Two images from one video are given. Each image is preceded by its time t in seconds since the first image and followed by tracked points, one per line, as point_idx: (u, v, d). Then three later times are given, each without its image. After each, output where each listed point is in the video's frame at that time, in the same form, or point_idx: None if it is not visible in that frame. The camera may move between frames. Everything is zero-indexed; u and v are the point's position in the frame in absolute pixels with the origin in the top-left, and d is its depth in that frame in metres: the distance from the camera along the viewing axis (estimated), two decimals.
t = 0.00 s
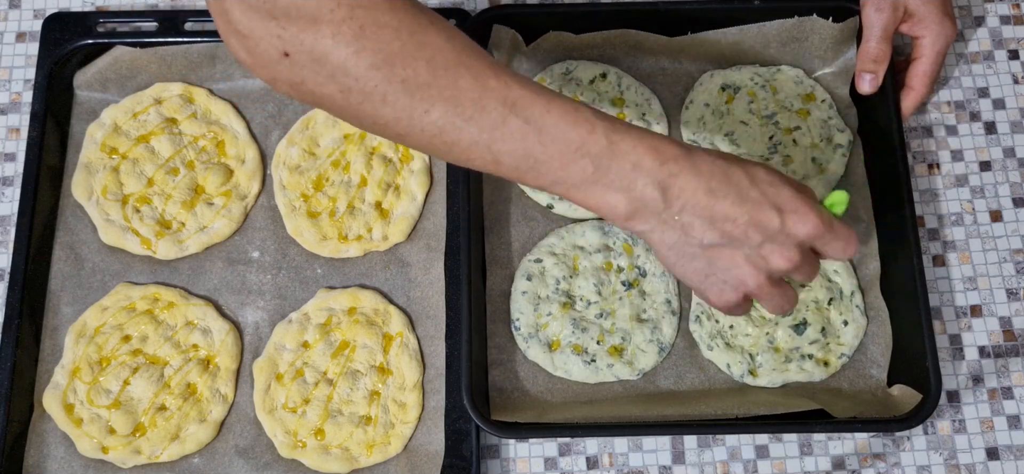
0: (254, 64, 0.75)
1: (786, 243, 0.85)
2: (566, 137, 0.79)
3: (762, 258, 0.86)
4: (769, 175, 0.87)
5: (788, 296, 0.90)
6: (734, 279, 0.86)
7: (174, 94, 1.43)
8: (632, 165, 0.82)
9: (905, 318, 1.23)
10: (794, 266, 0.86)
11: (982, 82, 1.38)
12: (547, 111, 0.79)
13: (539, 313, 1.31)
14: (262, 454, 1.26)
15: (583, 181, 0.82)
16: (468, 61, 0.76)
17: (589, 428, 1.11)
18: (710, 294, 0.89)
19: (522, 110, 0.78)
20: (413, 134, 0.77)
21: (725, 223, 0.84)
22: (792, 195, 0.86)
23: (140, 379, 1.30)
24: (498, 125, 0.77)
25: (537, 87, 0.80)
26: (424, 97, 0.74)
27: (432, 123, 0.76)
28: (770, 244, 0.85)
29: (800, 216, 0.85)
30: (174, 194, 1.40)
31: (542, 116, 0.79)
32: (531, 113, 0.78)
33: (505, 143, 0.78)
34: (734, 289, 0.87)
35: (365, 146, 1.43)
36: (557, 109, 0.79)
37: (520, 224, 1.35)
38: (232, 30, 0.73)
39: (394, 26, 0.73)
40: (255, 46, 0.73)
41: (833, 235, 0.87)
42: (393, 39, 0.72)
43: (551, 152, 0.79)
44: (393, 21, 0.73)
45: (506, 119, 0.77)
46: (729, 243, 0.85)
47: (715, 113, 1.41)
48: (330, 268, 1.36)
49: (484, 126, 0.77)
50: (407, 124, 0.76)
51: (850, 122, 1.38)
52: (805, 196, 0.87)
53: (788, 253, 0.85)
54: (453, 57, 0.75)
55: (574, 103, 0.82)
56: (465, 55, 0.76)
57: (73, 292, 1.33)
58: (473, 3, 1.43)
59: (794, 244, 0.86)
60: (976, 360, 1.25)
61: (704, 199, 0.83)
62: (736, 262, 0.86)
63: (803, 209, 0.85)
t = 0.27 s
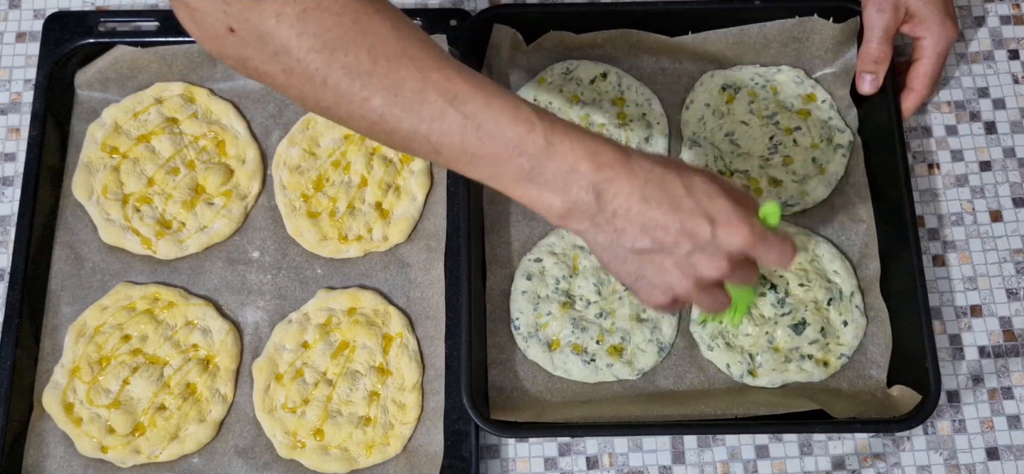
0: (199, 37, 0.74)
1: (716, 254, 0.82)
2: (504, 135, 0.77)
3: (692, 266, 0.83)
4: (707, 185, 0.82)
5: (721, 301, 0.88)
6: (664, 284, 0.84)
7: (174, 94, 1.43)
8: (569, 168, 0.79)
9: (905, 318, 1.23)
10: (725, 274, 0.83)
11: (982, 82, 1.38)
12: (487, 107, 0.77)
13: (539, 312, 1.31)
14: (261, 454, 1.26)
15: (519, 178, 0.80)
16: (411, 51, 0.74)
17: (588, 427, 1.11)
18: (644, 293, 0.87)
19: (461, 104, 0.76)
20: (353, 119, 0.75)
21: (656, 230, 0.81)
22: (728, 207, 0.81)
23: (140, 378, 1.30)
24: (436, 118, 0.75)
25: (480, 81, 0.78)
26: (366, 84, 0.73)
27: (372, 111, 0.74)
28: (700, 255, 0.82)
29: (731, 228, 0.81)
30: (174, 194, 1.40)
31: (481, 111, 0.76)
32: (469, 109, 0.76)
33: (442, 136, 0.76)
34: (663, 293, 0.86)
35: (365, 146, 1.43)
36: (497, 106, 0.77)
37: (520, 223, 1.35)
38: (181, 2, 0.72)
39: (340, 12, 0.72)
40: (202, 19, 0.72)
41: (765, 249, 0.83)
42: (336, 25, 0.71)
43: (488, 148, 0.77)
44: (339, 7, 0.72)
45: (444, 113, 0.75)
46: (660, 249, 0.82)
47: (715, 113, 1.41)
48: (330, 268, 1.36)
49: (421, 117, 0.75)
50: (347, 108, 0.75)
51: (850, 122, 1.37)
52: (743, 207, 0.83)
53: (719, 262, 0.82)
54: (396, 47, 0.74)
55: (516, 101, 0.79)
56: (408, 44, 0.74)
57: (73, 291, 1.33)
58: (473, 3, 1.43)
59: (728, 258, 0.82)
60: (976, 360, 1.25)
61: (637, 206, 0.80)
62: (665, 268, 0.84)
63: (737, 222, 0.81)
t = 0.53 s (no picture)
0: (184, 24, 0.74)
1: (703, 223, 0.87)
2: (490, 120, 0.79)
3: (680, 236, 0.89)
4: (689, 156, 0.87)
5: (706, 261, 0.98)
6: (653, 254, 0.91)
7: (175, 94, 1.43)
8: (554, 151, 0.81)
9: (906, 319, 1.23)
10: (710, 240, 0.89)
11: (982, 82, 1.38)
12: (473, 92, 0.78)
13: (539, 312, 1.31)
14: (261, 454, 1.26)
15: (506, 161, 0.81)
16: (395, 37, 0.75)
17: (588, 427, 1.11)
18: (637, 258, 0.94)
19: (446, 89, 0.76)
20: (340, 104, 0.76)
21: (643, 209, 0.85)
22: (709, 177, 0.86)
23: (139, 378, 1.30)
24: (423, 103, 0.76)
25: (465, 66, 0.79)
26: (352, 70, 0.73)
27: (359, 97, 0.75)
28: (686, 225, 0.87)
29: (715, 198, 0.85)
30: (174, 194, 1.40)
31: (468, 97, 0.77)
32: (456, 95, 0.77)
33: (430, 122, 0.77)
34: (653, 262, 0.93)
35: (365, 146, 1.43)
36: (482, 90, 0.78)
37: (520, 223, 1.35)
38: None
39: None
40: (187, 8, 0.72)
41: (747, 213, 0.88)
42: (320, 12, 0.71)
43: (475, 132, 0.79)
44: None
45: (431, 99, 0.76)
46: (648, 224, 0.87)
47: (716, 113, 1.41)
48: (330, 268, 1.36)
49: (409, 103, 0.76)
50: (334, 95, 0.75)
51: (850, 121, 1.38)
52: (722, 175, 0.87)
53: (704, 231, 0.87)
54: (381, 35, 0.74)
55: (499, 84, 0.80)
56: (393, 31, 0.75)
57: (73, 291, 1.33)
58: (473, 3, 1.43)
59: (711, 226, 0.87)
60: (976, 360, 1.25)
61: (622, 185, 0.83)
62: (654, 240, 0.90)
63: (718, 191, 0.85)
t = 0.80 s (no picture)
0: None
1: (593, 268, 0.79)
2: (396, 114, 0.77)
3: (569, 277, 0.80)
4: (601, 196, 0.80)
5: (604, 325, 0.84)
6: (540, 290, 0.83)
7: (175, 94, 1.43)
8: (457, 154, 0.78)
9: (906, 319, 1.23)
10: (600, 292, 0.80)
11: (982, 82, 1.38)
12: (385, 83, 0.76)
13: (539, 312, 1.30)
14: (261, 454, 1.26)
15: (408, 158, 0.79)
16: (317, 17, 0.74)
17: (587, 427, 1.11)
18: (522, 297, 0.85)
19: (359, 77, 0.75)
20: (254, 73, 0.76)
21: (539, 234, 0.79)
22: (615, 223, 0.78)
23: (140, 378, 1.30)
24: (333, 85, 0.75)
25: (385, 56, 0.77)
26: (267, 41, 0.73)
27: (271, 69, 0.75)
28: (580, 266, 0.79)
29: (613, 246, 0.78)
30: (174, 194, 1.40)
31: (377, 88, 0.76)
32: (367, 85, 0.76)
33: (336, 105, 0.76)
34: (539, 301, 0.84)
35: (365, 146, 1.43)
36: (395, 84, 0.77)
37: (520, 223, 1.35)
38: None
39: None
40: None
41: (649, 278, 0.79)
42: None
43: (380, 126, 0.77)
44: None
45: (340, 83, 0.75)
46: (539, 253, 0.80)
47: (716, 113, 1.41)
48: (330, 268, 1.36)
49: (318, 83, 0.75)
50: (247, 63, 0.75)
51: (850, 122, 1.38)
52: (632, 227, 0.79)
53: (596, 278, 0.79)
54: (303, 11, 0.74)
55: (416, 80, 0.79)
56: (316, 10, 0.74)
57: (73, 291, 1.32)
58: (473, 3, 1.43)
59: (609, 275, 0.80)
60: (976, 360, 1.25)
61: (523, 205, 0.79)
62: (543, 274, 0.82)
63: (621, 241, 0.78)
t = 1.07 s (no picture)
0: None
1: (588, 233, 0.80)
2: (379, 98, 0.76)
3: (565, 244, 0.82)
4: (585, 165, 0.80)
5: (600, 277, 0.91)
6: (539, 261, 0.84)
7: (175, 94, 1.43)
8: (442, 138, 0.77)
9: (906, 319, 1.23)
10: (598, 253, 0.82)
11: (982, 82, 1.38)
12: (366, 68, 0.76)
13: (539, 312, 1.30)
14: (261, 454, 1.26)
15: (393, 144, 0.78)
16: (296, 5, 0.75)
17: (587, 427, 1.11)
18: (522, 268, 0.86)
19: (341, 63, 0.75)
20: (237, 64, 0.76)
21: (529, 209, 0.79)
22: (603, 189, 0.79)
23: (139, 378, 1.30)
24: (315, 73, 0.75)
25: (368, 44, 0.77)
26: (247, 31, 0.74)
27: (253, 59, 0.75)
28: (574, 233, 0.81)
29: (604, 209, 0.79)
30: (174, 194, 1.40)
31: (359, 73, 0.76)
32: (349, 70, 0.75)
33: (319, 92, 0.76)
34: (539, 270, 0.85)
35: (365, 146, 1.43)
36: (377, 69, 0.76)
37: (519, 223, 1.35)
38: None
39: None
40: None
41: (641, 231, 0.81)
42: None
43: (364, 112, 0.77)
44: None
45: (322, 69, 0.75)
46: (533, 227, 0.81)
47: (716, 113, 1.41)
48: (330, 268, 1.36)
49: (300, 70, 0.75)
50: (230, 54, 0.76)
51: (850, 122, 1.38)
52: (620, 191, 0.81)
53: (591, 242, 0.81)
54: None
55: (399, 66, 0.78)
56: None
57: (73, 291, 1.32)
58: (473, 3, 1.44)
59: (603, 237, 0.81)
60: (976, 361, 1.25)
61: (511, 183, 0.78)
62: (541, 246, 0.83)
63: (611, 203, 0.79)
